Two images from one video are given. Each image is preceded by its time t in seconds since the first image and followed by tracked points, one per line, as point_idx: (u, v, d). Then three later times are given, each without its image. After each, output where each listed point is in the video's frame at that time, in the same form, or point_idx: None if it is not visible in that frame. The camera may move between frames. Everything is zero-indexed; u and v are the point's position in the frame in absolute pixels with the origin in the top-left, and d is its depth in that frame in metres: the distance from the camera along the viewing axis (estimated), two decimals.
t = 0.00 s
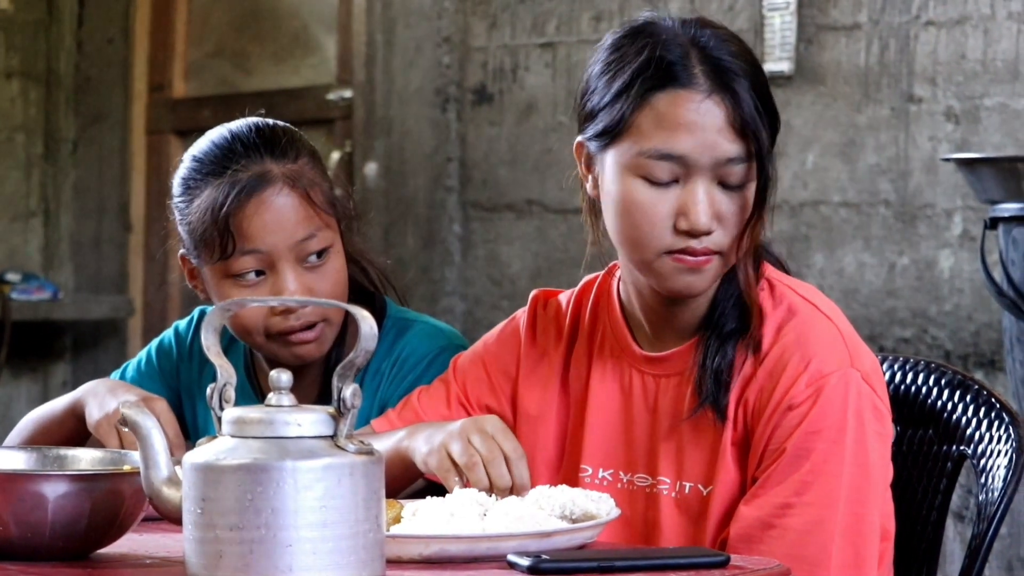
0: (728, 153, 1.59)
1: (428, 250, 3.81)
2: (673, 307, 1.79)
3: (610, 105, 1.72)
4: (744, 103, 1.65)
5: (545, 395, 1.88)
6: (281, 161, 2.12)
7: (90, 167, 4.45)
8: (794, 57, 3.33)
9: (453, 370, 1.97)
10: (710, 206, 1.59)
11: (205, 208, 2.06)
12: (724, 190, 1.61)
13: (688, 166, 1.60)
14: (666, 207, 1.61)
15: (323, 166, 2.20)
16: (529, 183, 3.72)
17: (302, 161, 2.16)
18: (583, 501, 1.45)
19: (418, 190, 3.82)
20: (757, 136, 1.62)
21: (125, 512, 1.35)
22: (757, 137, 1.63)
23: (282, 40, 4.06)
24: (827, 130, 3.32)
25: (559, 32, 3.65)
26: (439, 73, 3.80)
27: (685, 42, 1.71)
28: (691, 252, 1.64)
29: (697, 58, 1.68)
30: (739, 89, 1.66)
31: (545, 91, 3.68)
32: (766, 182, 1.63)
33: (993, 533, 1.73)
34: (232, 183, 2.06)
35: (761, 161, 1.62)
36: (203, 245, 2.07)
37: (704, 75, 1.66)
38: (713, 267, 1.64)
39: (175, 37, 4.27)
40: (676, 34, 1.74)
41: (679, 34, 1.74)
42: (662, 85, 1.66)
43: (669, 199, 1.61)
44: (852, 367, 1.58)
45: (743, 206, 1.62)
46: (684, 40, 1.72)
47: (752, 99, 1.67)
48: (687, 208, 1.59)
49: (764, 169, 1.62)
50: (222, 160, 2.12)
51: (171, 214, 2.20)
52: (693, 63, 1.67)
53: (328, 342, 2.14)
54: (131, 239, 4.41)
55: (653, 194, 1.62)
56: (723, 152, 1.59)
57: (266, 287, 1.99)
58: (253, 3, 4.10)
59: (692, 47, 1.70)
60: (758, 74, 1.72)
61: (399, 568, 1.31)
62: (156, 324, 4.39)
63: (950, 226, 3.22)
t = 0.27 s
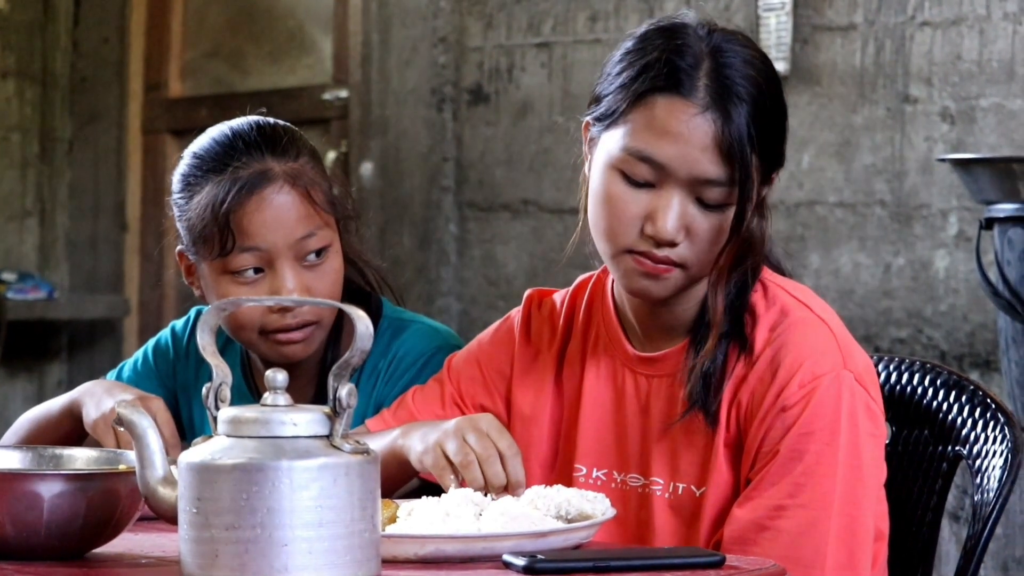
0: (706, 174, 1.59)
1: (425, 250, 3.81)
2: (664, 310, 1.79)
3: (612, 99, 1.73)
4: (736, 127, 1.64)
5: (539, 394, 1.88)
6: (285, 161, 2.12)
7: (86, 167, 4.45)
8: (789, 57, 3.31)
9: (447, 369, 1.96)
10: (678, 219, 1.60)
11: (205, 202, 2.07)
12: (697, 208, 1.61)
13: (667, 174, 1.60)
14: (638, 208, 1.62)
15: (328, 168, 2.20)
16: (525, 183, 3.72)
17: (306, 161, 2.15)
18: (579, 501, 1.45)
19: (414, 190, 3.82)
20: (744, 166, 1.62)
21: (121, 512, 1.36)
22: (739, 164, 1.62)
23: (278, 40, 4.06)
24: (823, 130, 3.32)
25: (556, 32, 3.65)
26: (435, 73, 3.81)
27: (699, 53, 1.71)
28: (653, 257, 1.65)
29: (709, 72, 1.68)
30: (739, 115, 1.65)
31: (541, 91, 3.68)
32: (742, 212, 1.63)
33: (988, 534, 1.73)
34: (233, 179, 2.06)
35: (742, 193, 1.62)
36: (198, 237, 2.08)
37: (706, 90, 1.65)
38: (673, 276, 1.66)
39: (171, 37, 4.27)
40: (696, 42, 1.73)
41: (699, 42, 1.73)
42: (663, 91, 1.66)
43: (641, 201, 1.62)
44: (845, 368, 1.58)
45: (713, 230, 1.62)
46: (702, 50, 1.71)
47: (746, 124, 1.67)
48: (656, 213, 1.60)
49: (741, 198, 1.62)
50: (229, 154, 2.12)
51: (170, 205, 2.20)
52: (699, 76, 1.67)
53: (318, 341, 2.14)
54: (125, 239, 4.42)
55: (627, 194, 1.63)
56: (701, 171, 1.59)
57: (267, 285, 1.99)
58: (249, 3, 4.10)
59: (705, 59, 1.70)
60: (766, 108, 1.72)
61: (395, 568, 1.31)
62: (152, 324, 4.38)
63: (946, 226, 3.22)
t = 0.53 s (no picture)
0: (690, 183, 1.59)
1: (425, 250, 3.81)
2: (667, 310, 1.79)
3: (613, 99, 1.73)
4: (726, 136, 1.63)
5: (543, 394, 1.88)
6: (287, 163, 2.11)
7: (86, 167, 4.45)
8: (789, 58, 3.32)
9: (449, 370, 1.96)
10: (660, 226, 1.60)
11: (201, 199, 2.07)
12: (681, 215, 1.61)
13: (653, 180, 1.60)
14: (625, 214, 1.63)
15: (329, 171, 2.19)
16: (525, 184, 3.72)
17: (307, 163, 2.15)
18: (581, 501, 1.45)
19: (413, 190, 3.82)
20: (733, 175, 1.61)
21: (122, 512, 1.35)
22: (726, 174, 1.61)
23: (278, 41, 4.06)
24: (823, 131, 3.32)
25: (556, 33, 3.65)
26: (435, 73, 3.79)
27: (699, 58, 1.71)
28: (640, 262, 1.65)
29: (706, 79, 1.67)
30: (731, 124, 1.64)
31: (541, 91, 3.68)
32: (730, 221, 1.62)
33: (989, 535, 1.73)
34: (230, 177, 2.06)
35: (731, 203, 1.61)
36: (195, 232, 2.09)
37: (699, 96, 1.64)
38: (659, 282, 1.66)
39: (171, 37, 4.27)
40: (698, 45, 1.73)
41: (701, 46, 1.73)
42: (659, 94, 1.66)
43: (629, 206, 1.62)
44: (851, 371, 1.59)
45: (697, 237, 1.62)
46: (703, 55, 1.71)
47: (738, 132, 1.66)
48: (642, 219, 1.60)
49: (728, 207, 1.61)
50: (229, 155, 2.12)
51: (173, 206, 2.21)
52: (696, 82, 1.67)
53: (311, 342, 2.13)
54: (126, 240, 4.39)
55: (616, 198, 1.64)
56: (684, 179, 1.59)
57: (263, 284, 1.98)
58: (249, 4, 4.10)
59: (705, 64, 1.70)
60: (764, 118, 1.71)
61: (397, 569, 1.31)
62: (152, 325, 4.38)
63: (946, 227, 3.22)
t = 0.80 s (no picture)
0: (671, 189, 1.61)
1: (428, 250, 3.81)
2: (671, 312, 1.80)
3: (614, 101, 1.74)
4: (711, 144, 1.63)
5: (549, 395, 1.88)
6: (285, 163, 2.11)
7: (89, 167, 4.45)
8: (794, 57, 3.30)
9: (456, 374, 1.94)
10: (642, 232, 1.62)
11: (193, 197, 2.08)
12: (663, 221, 1.63)
13: (636, 186, 1.62)
14: (612, 215, 1.65)
15: (332, 172, 2.18)
16: (528, 184, 3.72)
17: (308, 164, 2.14)
18: (587, 501, 1.45)
19: (417, 189, 3.80)
20: (713, 186, 1.62)
21: (128, 512, 1.35)
22: (707, 183, 1.61)
23: (281, 41, 4.06)
24: (826, 131, 3.32)
25: (559, 33, 3.65)
26: (438, 73, 3.79)
27: (700, 64, 1.71)
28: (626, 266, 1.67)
29: (703, 84, 1.67)
30: (719, 133, 1.65)
31: (544, 91, 3.68)
32: (711, 230, 1.63)
33: (994, 534, 1.73)
34: (223, 177, 2.06)
35: (710, 213, 1.62)
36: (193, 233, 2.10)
37: (690, 103, 1.65)
38: (643, 287, 1.68)
39: (174, 37, 4.27)
40: (702, 52, 1.73)
41: (705, 52, 1.72)
42: (652, 100, 1.67)
43: (615, 210, 1.65)
44: (862, 372, 1.61)
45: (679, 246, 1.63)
46: (704, 61, 1.71)
47: (727, 141, 1.66)
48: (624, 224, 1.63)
49: (709, 215, 1.62)
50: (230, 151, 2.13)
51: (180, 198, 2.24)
52: (690, 88, 1.67)
53: (295, 346, 2.11)
54: (129, 239, 4.41)
55: (603, 201, 1.66)
56: (665, 186, 1.61)
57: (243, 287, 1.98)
58: (252, 4, 4.10)
59: (704, 70, 1.70)
60: (763, 129, 1.70)
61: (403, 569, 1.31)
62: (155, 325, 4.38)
63: (950, 227, 3.22)
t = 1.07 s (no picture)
0: (667, 193, 1.61)
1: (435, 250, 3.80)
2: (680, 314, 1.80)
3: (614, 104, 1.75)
4: (705, 147, 1.63)
5: (560, 395, 1.89)
6: (285, 162, 2.10)
7: (96, 167, 4.45)
8: (800, 57, 3.31)
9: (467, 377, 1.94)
10: (640, 237, 1.63)
11: (194, 197, 2.08)
12: (662, 225, 1.63)
13: (633, 190, 1.63)
14: (613, 220, 1.66)
15: (337, 172, 2.17)
16: (535, 184, 3.72)
17: (310, 163, 2.13)
18: (594, 501, 1.45)
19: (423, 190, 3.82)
20: (707, 188, 1.62)
21: (137, 511, 1.35)
22: (702, 186, 1.61)
23: (289, 41, 4.06)
24: (833, 131, 3.32)
25: (566, 33, 3.65)
26: (445, 73, 3.80)
27: (697, 67, 1.71)
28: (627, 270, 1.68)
29: (698, 86, 1.67)
30: (714, 135, 1.65)
31: (551, 91, 3.68)
32: (707, 233, 1.62)
33: (1002, 534, 1.74)
34: (222, 176, 2.06)
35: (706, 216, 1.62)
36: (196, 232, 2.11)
37: (683, 106, 1.65)
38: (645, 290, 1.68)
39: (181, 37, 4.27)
40: (699, 54, 1.72)
41: (703, 54, 1.72)
42: (648, 104, 1.67)
43: (615, 215, 1.66)
44: (871, 376, 1.61)
45: (678, 249, 1.63)
46: (700, 63, 1.71)
47: (722, 143, 1.65)
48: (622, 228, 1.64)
49: (704, 217, 1.62)
50: (232, 150, 2.12)
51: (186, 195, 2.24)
52: (686, 91, 1.67)
53: (289, 347, 2.11)
54: (136, 238, 4.41)
55: (605, 206, 1.67)
56: (660, 190, 1.61)
57: (237, 288, 1.98)
58: (259, 3, 4.11)
59: (700, 72, 1.69)
60: (763, 131, 1.69)
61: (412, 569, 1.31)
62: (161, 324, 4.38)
63: (957, 227, 3.22)
